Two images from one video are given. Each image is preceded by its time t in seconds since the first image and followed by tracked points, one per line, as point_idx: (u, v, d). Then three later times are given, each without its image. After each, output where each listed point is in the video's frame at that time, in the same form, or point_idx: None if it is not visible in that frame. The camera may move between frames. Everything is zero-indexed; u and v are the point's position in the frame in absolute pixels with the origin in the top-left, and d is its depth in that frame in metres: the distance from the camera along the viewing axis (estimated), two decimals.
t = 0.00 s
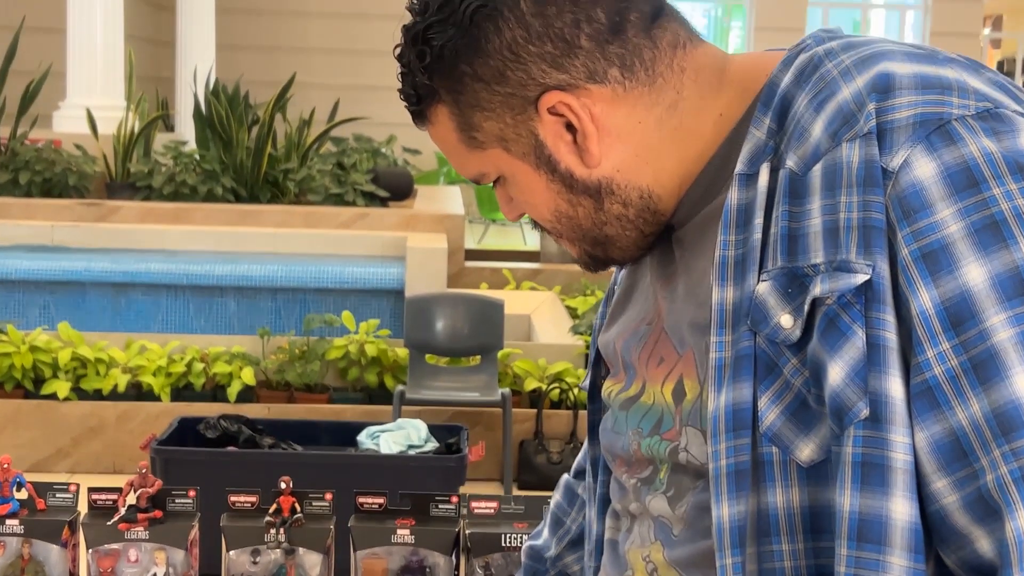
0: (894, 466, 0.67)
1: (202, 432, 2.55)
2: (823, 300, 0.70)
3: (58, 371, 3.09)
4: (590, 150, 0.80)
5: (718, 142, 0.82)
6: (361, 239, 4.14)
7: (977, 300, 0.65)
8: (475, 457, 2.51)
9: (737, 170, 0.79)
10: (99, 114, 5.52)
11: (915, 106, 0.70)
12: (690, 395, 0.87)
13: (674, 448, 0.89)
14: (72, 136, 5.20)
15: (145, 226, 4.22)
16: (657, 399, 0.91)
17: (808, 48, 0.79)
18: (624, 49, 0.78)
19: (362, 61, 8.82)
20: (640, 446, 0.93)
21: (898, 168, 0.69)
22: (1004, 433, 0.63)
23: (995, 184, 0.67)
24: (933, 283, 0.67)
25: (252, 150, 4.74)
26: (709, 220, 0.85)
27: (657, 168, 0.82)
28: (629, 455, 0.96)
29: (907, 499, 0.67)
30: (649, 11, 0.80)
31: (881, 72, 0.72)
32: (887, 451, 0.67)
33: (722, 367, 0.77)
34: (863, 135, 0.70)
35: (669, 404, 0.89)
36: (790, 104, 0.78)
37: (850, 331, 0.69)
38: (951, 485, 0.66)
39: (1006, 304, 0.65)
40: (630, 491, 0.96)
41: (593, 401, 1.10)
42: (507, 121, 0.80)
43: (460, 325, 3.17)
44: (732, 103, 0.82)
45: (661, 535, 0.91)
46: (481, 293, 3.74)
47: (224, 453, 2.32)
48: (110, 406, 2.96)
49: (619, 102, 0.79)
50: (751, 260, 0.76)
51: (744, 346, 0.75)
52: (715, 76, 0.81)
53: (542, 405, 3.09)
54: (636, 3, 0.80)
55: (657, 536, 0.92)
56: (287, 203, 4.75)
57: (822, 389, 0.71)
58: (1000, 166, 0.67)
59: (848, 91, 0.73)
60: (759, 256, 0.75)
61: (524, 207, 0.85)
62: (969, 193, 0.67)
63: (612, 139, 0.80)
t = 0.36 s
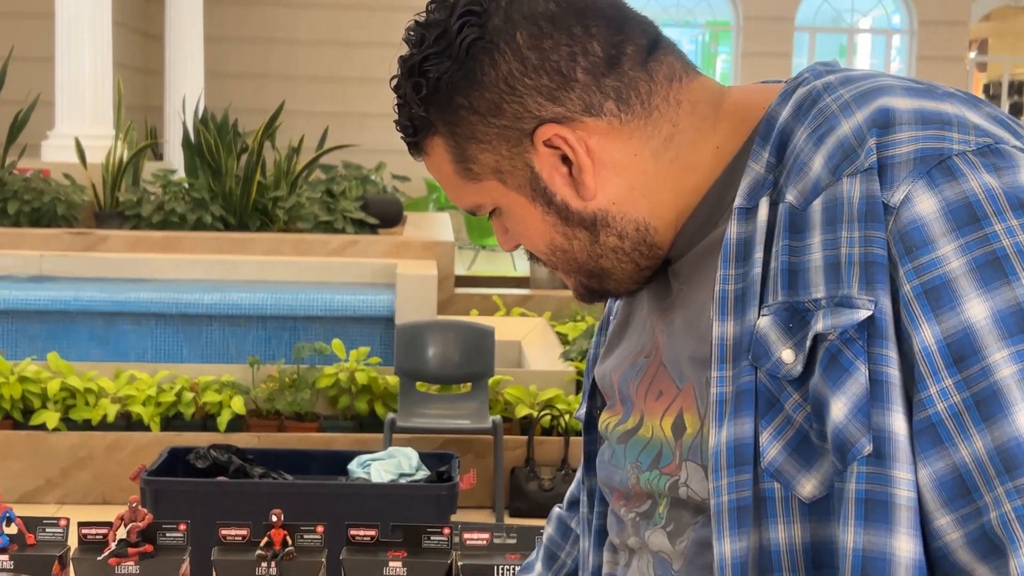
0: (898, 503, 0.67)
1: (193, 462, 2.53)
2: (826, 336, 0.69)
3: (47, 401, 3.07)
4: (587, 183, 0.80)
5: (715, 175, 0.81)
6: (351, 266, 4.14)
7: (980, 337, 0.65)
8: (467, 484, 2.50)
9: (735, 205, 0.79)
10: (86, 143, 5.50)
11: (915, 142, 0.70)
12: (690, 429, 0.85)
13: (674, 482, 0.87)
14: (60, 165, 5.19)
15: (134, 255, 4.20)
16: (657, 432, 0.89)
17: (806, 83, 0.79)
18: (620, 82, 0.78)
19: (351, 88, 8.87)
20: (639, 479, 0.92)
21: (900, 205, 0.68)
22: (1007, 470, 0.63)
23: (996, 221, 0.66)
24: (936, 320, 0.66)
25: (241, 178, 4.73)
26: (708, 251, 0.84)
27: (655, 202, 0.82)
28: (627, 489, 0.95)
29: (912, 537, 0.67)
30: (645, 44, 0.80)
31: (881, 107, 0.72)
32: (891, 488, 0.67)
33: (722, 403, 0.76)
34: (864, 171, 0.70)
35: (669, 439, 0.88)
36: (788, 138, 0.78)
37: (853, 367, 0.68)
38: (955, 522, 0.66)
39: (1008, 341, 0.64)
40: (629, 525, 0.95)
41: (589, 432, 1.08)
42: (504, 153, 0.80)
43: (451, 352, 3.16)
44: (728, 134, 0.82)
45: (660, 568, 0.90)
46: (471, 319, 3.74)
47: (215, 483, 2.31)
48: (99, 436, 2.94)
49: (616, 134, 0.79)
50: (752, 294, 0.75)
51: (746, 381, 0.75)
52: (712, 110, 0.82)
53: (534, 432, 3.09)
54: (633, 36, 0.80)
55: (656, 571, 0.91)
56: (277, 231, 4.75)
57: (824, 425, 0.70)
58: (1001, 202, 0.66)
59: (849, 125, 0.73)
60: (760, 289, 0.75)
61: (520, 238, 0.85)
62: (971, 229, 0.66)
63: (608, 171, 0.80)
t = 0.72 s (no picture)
0: (897, 521, 0.64)
1: (182, 479, 2.52)
2: (824, 353, 0.67)
3: (35, 419, 3.05)
4: (581, 200, 0.79)
5: (710, 191, 0.80)
6: (340, 281, 4.14)
7: (978, 354, 0.63)
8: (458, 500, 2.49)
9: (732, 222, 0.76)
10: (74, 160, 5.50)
11: (914, 160, 0.68)
12: (688, 445, 0.84)
13: (672, 500, 0.86)
14: (46, 182, 5.18)
15: (121, 271, 4.20)
16: (652, 449, 0.88)
17: (802, 99, 0.78)
18: (612, 99, 0.77)
19: (339, 103, 8.89)
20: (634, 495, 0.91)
21: (898, 223, 0.66)
22: (1007, 489, 0.61)
23: (994, 239, 0.64)
24: (935, 338, 0.64)
25: (228, 194, 4.72)
26: (706, 266, 0.82)
27: (650, 218, 0.81)
28: (623, 505, 0.93)
29: (912, 555, 0.64)
30: (637, 60, 0.79)
31: (878, 124, 0.70)
32: (890, 506, 0.65)
33: (720, 420, 0.74)
34: (862, 188, 0.68)
35: (665, 455, 0.86)
36: (785, 155, 0.76)
37: (852, 384, 0.66)
38: (953, 540, 0.64)
39: (1008, 359, 0.62)
40: (626, 542, 0.93)
41: (582, 448, 1.08)
42: (497, 172, 0.79)
43: (440, 366, 3.15)
44: (722, 150, 0.80)
45: None
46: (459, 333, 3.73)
47: (205, 500, 2.30)
48: (88, 454, 2.93)
49: (609, 150, 0.78)
50: (749, 311, 0.73)
51: (743, 399, 0.72)
52: (704, 125, 0.80)
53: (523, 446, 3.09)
54: (625, 52, 0.78)
55: None
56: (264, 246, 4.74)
57: (823, 442, 0.68)
58: (999, 220, 0.65)
59: (846, 142, 0.71)
60: (757, 306, 0.72)
61: (514, 256, 0.84)
62: (969, 247, 0.65)
63: (603, 187, 0.78)
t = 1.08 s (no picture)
0: (906, 533, 0.64)
1: (175, 494, 2.51)
2: (830, 367, 0.66)
3: (27, 436, 3.05)
4: (582, 213, 0.79)
5: (710, 205, 0.81)
6: (332, 295, 4.15)
7: (984, 368, 0.62)
8: (451, 513, 2.49)
9: (734, 235, 0.76)
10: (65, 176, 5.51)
11: (917, 173, 0.67)
12: (694, 459, 0.84)
13: (678, 513, 0.86)
14: (37, 199, 5.17)
15: (112, 287, 4.20)
16: (657, 462, 0.88)
17: (802, 112, 0.77)
18: (612, 113, 0.77)
19: (329, 117, 8.90)
20: (641, 507, 0.91)
21: (902, 236, 0.65)
22: (1014, 501, 0.60)
23: (998, 251, 0.64)
24: (940, 351, 0.63)
25: (219, 210, 4.73)
26: (707, 279, 0.83)
27: (650, 231, 0.81)
28: (627, 517, 0.94)
29: (919, 567, 0.63)
30: (636, 74, 0.79)
31: (881, 138, 0.69)
32: (898, 518, 0.64)
33: (727, 434, 0.73)
34: (866, 203, 0.67)
35: (671, 469, 0.87)
36: (787, 168, 0.75)
37: (859, 398, 0.65)
38: (963, 552, 0.63)
39: (1012, 372, 0.61)
40: (632, 554, 0.93)
41: (581, 459, 1.08)
42: (497, 187, 0.79)
43: (433, 380, 3.16)
44: (723, 164, 0.81)
45: None
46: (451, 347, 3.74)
47: (198, 515, 2.30)
48: (80, 470, 2.92)
49: (609, 165, 0.78)
50: (754, 325, 0.72)
51: (749, 412, 0.71)
52: (705, 137, 0.81)
53: (516, 459, 3.09)
54: (623, 66, 0.78)
55: None
56: (256, 261, 4.75)
57: (830, 455, 0.67)
58: (1002, 234, 0.64)
59: (848, 155, 0.70)
60: (762, 320, 0.71)
61: (515, 270, 0.84)
62: (973, 260, 0.64)
63: (604, 201, 0.79)
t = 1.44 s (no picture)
0: (914, 538, 0.63)
1: (173, 502, 2.50)
2: (831, 373, 0.66)
3: (24, 444, 3.03)
4: (573, 228, 0.78)
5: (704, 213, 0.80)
6: (330, 302, 4.14)
7: (982, 369, 0.62)
8: (450, 520, 2.48)
9: (729, 244, 0.76)
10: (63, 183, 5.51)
11: (909, 176, 0.67)
12: (697, 473, 0.82)
13: (682, 529, 0.84)
14: (33, 207, 5.14)
15: (109, 294, 4.20)
16: (656, 479, 0.86)
17: (791, 120, 0.78)
18: (602, 126, 0.76)
19: (326, 124, 8.90)
20: (642, 524, 0.89)
21: (897, 240, 0.65)
22: (1016, 502, 0.60)
23: (993, 252, 0.64)
24: (938, 354, 0.63)
25: (217, 217, 4.72)
26: (703, 289, 0.82)
27: (644, 242, 0.80)
28: (628, 533, 0.92)
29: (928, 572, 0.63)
30: (623, 88, 0.78)
31: (872, 143, 0.69)
32: (906, 523, 0.63)
33: (729, 445, 0.72)
34: (860, 208, 0.67)
35: (671, 485, 0.85)
36: (779, 175, 0.75)
37: (862, 403, 0.65)
38: (968, 555, 0.62)
39: (1010, 373, 0.61)
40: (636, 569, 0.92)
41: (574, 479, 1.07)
42: (488, 202, 0.78)
43: (431, 387, 3.15)
44: (712, 174, 0.80)
45: None
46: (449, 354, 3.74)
47: (198, 524, 2.29)
48: (78, 478, 2.91)
49: (601, 177, 0.77)
50: (752, 334, 0.72)
51: (751, 422, 0.71)
52: (694, 148, 0.81)
53: (515, 465, 3.09)
54: (610, 81, 0.78)
55: None
56: (254, 268, 4.75)
57: (833, 462, 0.66)
58: (997, 235, 0.64)
59: (840, 161, 0.70)
60: (759, 329, 0.71)
61: (508, 287, 0.83)
62: (969, 262, 0.64)
63: (595, 215, 0.78)
